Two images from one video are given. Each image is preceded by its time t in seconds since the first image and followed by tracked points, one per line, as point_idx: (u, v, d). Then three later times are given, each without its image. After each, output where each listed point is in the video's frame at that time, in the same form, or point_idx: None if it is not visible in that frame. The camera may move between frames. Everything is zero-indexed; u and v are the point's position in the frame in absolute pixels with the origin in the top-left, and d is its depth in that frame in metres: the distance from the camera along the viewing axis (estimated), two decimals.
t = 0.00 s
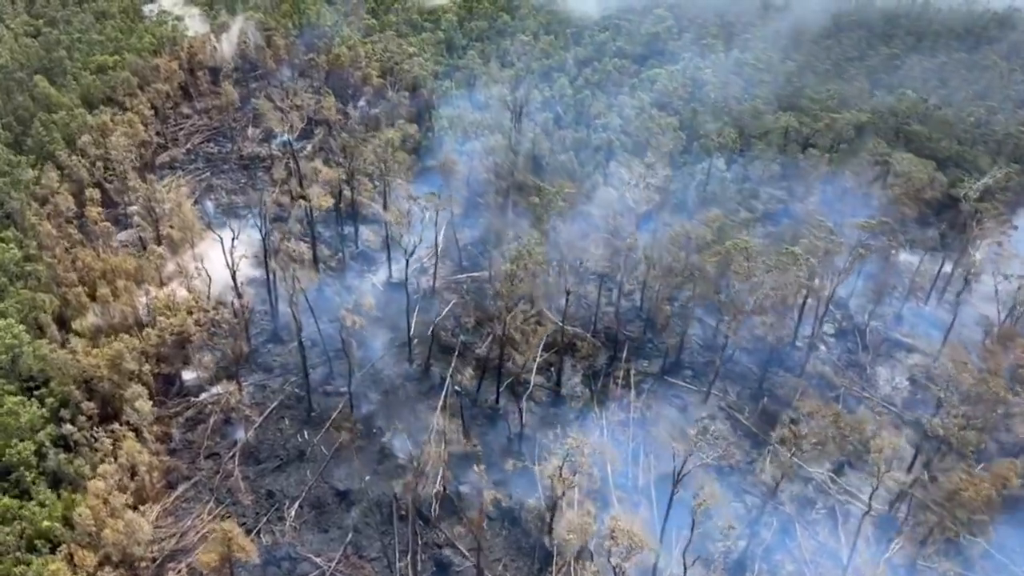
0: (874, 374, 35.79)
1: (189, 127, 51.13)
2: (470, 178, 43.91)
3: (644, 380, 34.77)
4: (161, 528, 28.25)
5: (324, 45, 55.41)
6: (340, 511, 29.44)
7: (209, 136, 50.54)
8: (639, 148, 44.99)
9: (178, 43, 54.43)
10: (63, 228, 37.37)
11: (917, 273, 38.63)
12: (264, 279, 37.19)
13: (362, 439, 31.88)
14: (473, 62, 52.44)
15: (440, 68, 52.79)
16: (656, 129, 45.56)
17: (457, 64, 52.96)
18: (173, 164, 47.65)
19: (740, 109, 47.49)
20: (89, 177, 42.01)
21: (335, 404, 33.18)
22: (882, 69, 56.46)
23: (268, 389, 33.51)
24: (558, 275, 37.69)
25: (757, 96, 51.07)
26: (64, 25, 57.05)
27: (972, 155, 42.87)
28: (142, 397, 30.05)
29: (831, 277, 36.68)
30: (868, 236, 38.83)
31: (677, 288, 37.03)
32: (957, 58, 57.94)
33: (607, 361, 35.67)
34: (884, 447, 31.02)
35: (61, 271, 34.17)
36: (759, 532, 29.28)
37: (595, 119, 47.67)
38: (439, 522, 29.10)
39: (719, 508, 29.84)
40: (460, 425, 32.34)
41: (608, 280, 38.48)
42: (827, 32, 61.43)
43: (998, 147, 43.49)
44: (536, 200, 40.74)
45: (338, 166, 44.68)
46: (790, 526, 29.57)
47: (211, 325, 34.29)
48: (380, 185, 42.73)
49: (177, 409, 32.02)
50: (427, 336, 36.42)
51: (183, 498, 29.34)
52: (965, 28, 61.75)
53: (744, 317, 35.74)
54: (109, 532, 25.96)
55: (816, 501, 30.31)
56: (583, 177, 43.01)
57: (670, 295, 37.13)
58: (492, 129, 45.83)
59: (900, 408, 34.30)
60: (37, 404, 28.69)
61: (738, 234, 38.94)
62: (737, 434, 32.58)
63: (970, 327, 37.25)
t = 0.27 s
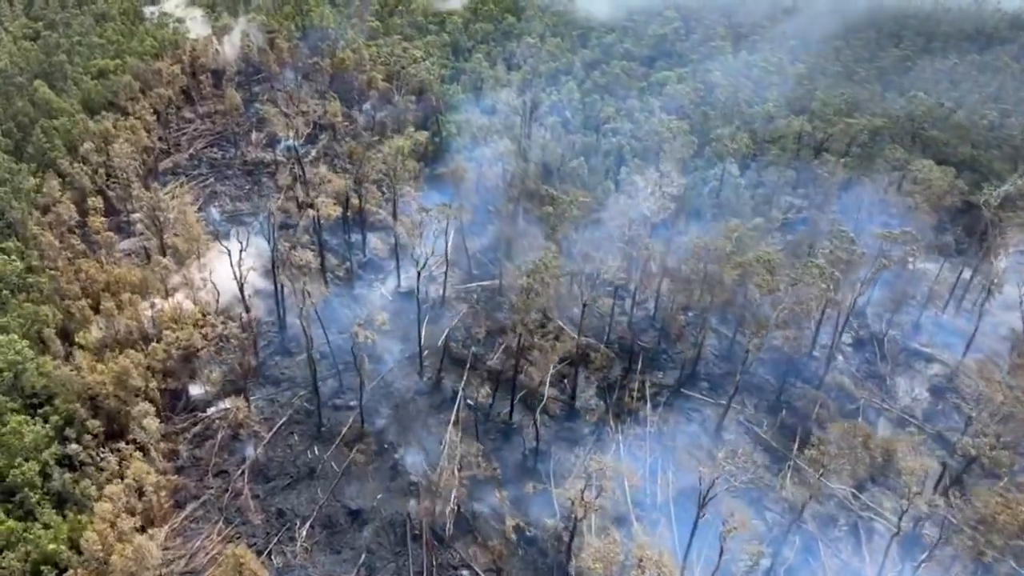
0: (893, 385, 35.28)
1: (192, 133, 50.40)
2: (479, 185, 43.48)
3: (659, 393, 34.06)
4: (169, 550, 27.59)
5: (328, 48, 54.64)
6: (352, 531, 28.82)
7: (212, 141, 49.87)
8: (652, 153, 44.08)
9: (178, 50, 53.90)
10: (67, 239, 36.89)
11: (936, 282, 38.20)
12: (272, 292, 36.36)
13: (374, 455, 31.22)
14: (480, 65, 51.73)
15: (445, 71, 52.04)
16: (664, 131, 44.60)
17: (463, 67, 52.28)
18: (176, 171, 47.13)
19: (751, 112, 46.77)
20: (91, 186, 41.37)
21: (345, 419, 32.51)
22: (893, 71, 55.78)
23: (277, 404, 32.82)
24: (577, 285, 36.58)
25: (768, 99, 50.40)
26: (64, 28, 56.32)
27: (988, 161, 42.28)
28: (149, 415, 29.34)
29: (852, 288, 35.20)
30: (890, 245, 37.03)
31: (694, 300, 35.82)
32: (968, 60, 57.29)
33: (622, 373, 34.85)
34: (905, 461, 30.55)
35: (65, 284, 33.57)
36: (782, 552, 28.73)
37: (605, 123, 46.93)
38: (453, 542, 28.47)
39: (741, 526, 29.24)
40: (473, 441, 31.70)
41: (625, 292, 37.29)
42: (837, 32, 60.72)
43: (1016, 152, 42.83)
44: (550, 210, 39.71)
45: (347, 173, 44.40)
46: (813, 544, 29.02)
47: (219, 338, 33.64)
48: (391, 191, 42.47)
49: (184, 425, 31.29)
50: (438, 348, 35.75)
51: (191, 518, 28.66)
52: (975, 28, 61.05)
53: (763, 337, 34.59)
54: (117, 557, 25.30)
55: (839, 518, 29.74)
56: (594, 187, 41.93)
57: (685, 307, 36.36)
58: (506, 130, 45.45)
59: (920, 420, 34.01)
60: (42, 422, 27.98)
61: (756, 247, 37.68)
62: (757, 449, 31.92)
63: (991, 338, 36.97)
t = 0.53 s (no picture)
0: (914, 397, 34.59)
1: (195, 137, 49.59)
2: (490, 189, 42.26)
3: (677, 405, 33.33)
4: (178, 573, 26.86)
5: (332, 51, 53.94)
6: (365, 552, 28.12)
7: (216, 146, 49.20)
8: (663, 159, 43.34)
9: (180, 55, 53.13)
10: (69, 250, 36.17)
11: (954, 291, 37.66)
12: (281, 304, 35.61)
13: (386, 472, 30.51)
14: (487, 68, 51.03)
15: (452, 74, 51.30)
16: (678, 137, 44.24)
17: (471, 70, 51.59)
18: (179, 176, 46.39)
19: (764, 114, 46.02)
20: (93, 194, 40.65)
21: (356, 435, 31.78)
22: (905, 72, 55.03)
23: (286, 419, 32.08)
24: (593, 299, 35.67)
25: (779, 101, 49.71)
26: (63, 30, 55.52)
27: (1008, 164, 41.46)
28: (155, 434, 28.41)
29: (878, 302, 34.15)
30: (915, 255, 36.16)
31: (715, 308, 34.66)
32: (980, 61, 56.67)
33: (638, 385, 34.05)
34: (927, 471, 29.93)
35: (68, 297, 32.89)
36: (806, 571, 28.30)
37: (616, 128, 46.22)
38: (469, 563, 27.76)
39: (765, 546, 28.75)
40: (488, 458, 31.00)
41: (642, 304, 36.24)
42: (847, 33, 60.02)
43: None
44: (565, 219, 38.55)
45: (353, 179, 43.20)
46: (837, 563, 28.63)
47: (229, 354, 32.52)
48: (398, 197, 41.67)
49: (191, 442, 30.57)
50: (449, 361, 35.10)
51: (200, 539, 27.93)
52: (987, 27, 60.27)
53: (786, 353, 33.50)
54: None
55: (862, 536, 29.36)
56: (611, 195, 40.84)
57: (703, 317, 35.51)
58: (519, 137, 44.74)
59: (943, 432, 33.34)
60: (48, 442, 27.27)
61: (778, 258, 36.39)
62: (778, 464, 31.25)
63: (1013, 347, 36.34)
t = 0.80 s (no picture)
0: (936, 409, 33.87)
1: (197, 142, 48.81)
2: (502, 195, 41.38)
3: (695, 420, 32.64)
4: None
5: (337, 55, 53.19)
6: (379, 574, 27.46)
7: (219, 151, 48.51)
8: (676, 165, 42.64)
9: (183, 59, 52.38)
10: (73, 261, 35.43)
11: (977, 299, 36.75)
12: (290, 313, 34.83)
13: (399, 491, 29.84)
14: (495, 72, 50.25)
15: (459, 77, 50.53)
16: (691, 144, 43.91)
17: (478, 74, 50.81)
18: (183, 183, 45.65)
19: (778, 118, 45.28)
20: (96, 203, 39.91)
21: (367, 451, 31.08)
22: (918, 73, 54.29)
23: (296, 434, 31.34)
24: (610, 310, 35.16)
25: (792, 104, 48.95)
26: (63, 33, 54.76)
27: None
28: (164, 453, 27.76)
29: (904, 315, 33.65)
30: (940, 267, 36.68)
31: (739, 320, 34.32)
32: (993, 63, 55.95)
33: (654, 399, 33.37)
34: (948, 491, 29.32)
35: (71, 310, 32.18)
36: None
37: (627, 133, 45.47)
38: None
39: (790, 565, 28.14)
40: (503, 475, 30.32)
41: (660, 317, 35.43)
42: (857, 34, 59.30)
43: None
44: (581, 230, 37.69)
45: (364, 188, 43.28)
46: None
47: (238, 371, 31.59)
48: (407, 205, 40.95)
49: (199, 460, 29.84)
50: (462, 374, 34.40)
51: (209, 561, 27.23)
52: (1000, 27, 59.49)
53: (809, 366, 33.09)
54: None
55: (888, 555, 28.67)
56: (625, 202, 39.98)
57: (722, 327, 35.05)
58: (530, 144, 43.94)
59: (967, 446, 32.64)
60: (53, 463, 26.57)
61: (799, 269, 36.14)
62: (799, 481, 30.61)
63: None
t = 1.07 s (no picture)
0: (960, 422, 33.15)
1: (201, 147, 48.02)
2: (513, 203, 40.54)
3: (714, 435, 31.99)
4: None
5: (342, 59, 52.44)
6: None
7: (223, 156, 47.70)
8: (690, 170, 41.85)
9: (185, 62, 51.55)
10: (76, 274, 34.67)
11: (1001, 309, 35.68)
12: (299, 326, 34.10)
13: (413, 511, 29.21)
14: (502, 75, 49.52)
15: (466, 80, 49.75)
16: (704, 149, 43.18)
17: (485, 77, 50.02)
18: (187, 190, 44.89)
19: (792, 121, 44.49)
20: (99, 212, 39.12)
21: (380, 468, 30.41)
22: (932, 76, 53.58)
23: (306, 452, 30.63)
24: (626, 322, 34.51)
25: (804, 108, 48.25)
26: (63, 36, 53.95)
27: None
28: (172, 476, 27.06)
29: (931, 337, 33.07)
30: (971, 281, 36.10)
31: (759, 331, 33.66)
32: (1006, 64, 55.26)
33: (672, 412, 32.64)
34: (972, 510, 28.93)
35: (75, 324, 31.43)
36: None
37: (639, 138, 44.71)
38: None
39: None
40: (519, 494, 29.71)
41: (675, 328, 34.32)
42: (868, 35, 58.56)
43: None
44: (597, 241, 36.93)
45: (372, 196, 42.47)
46: None
47: (249, 390, 30.60)
48: (415, 210, 39.83)
49: (208, 480, 29.12)
50: (474, 388, 33.75)
51: None
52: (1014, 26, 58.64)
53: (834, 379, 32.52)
54: None
55: None
56: (639, 211, 39.17)
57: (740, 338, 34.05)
58: (540, 151, 43.07)
59: (992, 462, 31.95)
60: (59, 486, 25.85)
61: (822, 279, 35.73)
62: (820, 500, 30.01)
63: None
